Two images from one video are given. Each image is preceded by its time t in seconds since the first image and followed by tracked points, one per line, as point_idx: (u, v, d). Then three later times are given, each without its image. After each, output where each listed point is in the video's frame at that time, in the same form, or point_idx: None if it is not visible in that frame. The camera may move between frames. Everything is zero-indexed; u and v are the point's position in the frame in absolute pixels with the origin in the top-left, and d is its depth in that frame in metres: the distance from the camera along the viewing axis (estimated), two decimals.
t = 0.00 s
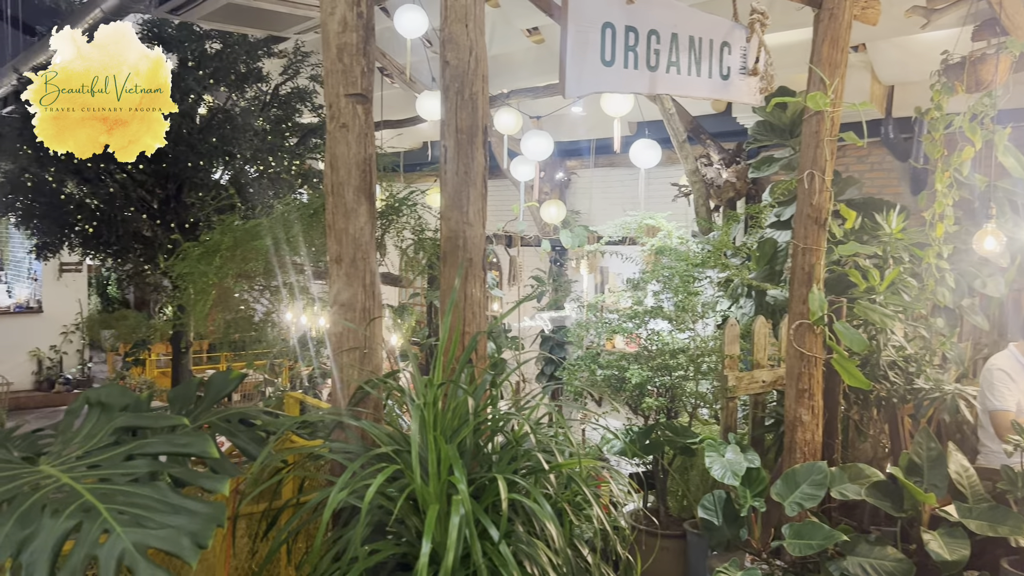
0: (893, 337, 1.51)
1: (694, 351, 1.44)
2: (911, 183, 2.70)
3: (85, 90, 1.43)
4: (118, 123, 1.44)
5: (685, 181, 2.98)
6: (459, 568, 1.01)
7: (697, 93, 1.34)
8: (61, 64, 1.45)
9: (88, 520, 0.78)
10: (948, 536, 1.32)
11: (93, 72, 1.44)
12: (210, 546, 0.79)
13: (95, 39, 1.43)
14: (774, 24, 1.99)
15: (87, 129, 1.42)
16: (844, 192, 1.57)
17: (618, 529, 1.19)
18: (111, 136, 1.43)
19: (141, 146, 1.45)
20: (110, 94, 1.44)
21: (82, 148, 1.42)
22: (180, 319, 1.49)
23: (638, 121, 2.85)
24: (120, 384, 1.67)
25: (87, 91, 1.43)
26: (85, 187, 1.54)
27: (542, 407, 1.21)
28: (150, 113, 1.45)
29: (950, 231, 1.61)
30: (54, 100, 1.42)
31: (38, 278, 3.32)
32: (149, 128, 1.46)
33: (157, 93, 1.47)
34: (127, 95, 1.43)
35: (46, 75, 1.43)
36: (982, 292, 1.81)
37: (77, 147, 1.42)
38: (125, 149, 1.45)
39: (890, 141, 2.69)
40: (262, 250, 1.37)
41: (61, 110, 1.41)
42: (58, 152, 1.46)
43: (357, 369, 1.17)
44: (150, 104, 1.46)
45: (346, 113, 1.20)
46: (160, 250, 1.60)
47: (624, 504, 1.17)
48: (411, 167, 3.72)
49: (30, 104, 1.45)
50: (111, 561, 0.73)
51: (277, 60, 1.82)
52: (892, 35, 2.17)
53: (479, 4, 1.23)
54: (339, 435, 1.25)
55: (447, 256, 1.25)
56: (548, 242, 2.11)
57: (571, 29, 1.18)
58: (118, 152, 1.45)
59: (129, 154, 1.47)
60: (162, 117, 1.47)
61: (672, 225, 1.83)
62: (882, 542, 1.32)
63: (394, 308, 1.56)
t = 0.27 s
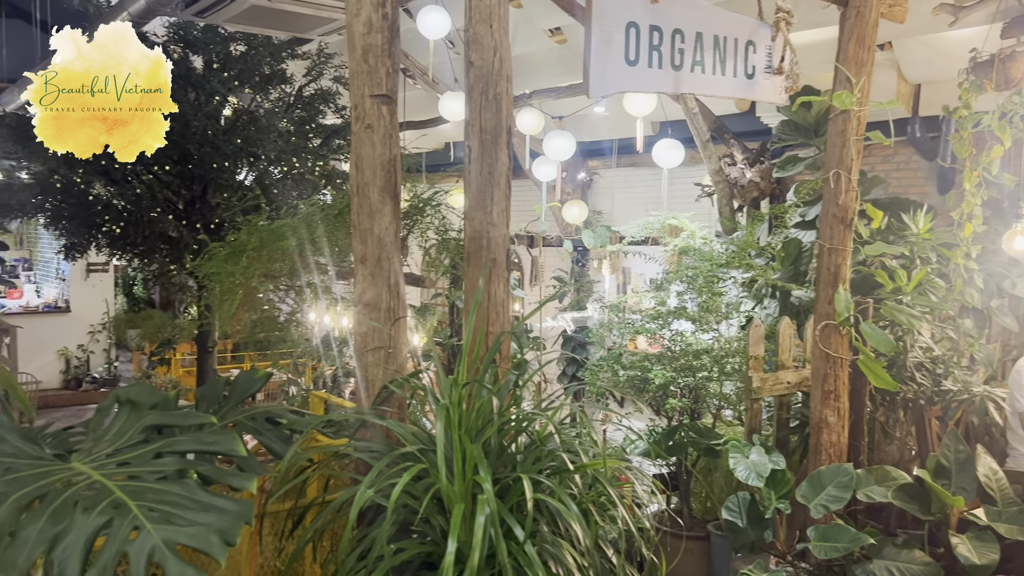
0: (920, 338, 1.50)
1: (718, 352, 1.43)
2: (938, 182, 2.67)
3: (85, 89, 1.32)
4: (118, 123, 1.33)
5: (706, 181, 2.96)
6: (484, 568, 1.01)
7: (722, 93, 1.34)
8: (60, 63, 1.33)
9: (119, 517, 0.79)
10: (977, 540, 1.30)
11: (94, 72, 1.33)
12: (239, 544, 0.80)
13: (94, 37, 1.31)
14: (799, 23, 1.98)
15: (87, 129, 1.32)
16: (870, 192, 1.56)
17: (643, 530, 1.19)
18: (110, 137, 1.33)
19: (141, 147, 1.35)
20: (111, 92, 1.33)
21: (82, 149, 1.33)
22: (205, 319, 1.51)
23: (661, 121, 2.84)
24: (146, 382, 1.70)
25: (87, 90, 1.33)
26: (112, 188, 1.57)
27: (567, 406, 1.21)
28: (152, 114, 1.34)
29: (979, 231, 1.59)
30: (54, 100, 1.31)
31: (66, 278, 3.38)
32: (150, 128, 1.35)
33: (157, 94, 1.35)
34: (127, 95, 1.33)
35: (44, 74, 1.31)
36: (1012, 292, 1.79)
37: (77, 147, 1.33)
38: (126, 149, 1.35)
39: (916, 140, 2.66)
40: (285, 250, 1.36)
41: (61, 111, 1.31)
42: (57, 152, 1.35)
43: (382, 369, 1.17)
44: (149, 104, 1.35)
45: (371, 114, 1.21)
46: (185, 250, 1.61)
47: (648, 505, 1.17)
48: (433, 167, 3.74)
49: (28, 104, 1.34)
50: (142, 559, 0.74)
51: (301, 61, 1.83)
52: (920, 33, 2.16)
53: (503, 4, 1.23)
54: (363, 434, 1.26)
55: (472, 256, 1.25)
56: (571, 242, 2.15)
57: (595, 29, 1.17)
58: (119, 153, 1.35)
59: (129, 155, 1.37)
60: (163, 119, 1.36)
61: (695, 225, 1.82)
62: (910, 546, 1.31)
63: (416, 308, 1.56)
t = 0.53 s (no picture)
0: (947, 339, 1.48)
1: (742, 352, 1.42)
2: (966, 181, 2.65)
3: (85, 91, 1.48)
4: (118, 122, 1.47)
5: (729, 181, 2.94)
6: (508, 568, 1.00)
7: (746, 92, 1.32)
8: (61, 65, 1.49)
9: (148, 514, 0.80)
10: (1005, 544, 1.28)
11: (77, 68, 1.32)
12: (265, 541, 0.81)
13: (94, 40, 1.45)
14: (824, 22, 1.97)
15: (87, 129, 1.47)
16: (896, 192, 1.55)
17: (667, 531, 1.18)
18: (108, 137, 1.46)
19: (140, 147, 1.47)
20: (111, 94, 1.48)
21: (82, 147, 1.48)
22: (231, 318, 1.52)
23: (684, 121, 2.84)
24: (172, 381, 1.71)
25: (87, 91, 1.48)
26: (139, 189, 1.59)
27: (591, 407, 1.20)
28: (144, 113, 1.40)
29: (1007, 231, 1.57)
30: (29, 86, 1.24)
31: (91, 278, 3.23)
32: (150, 128, 1.48)
33: (145, 95, 1.39)
34: (127, 95, 1.46)
35: (46, 76, 1.47)
36: None
37: (77, 145, 1.48)
38: (125, 148, 1.48)
39: (943, 139, 2.64)
40: (308, 251, 1.38)
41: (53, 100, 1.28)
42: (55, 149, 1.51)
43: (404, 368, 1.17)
44: (128, 99, 1.33)
45: (395, 115, 1.21)
46: (210, 251, 1.62)
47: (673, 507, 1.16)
48: (456, 168, 3.76)
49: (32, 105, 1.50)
50: (171, 555, 0.75)
51: (324, 63, 1.84)
52: (947, 30, 2.14)
53: (527, 5, 1.23)
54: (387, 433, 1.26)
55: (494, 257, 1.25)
56: (593, 242, 2.18)
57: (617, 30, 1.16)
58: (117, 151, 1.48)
59: (129, 154, 1.49)
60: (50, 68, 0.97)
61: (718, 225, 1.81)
62: (937, 549, 1.29)
63: (439, 308, 1.57)
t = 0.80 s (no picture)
0: (974, 340, 1.46)
1: (765, 353, 1.40)
2: (992, 181, 2.62)
3: (85, 90, 1.47)
4: (118, 122, 1.46)
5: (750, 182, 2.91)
6: (531, 568, 1.00)
7: (768, 92, 1.30)
8: (61, 65, 1.47)
9: (176, 511, 0.80)
10: None
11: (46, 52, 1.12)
12: (290, 540, 0.81)
13: (94, 40, 1.43)
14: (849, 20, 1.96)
15: (88, 129, 1.47)
16: (921, 191, 1.53)
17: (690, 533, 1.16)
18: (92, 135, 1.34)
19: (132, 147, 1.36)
20: (111, 93, 1.46)
21: (82, 147, 1.48)
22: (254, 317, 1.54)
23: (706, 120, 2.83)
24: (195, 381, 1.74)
25: (87, 91, 1.46)
26: (163, 191, 1.61)
27: (613, 408, 1.20)
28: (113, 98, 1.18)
29: None
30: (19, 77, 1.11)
31: (117, 278, 3.46)
32: (150, 128, 1.46)
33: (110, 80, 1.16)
34: (126, 95, 1.44)
35: (47, 76, 1.47)
36: None
37: (77, 145, 1.48)
38: (125, 148, 1.47)
39: (969, 138, 2.61)
40: (331, 252, 1.37)
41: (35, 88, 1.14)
42: (58, 149, 1.51)
43: (426, 368, 1.17)
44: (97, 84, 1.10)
45: (418, 116, 1.21)
46: (233, 252, 1.64)
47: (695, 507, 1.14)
48: (477, 168, 3.77)
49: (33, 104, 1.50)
50: (198, 552, 0.76)
51: (345, 64, 1.85)
52: (975, 28, 2.11)
53: (549, 6, 1.23)
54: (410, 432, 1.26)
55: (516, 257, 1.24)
56: (614, 242, 2.16)
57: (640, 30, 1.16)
58: (117, 151, 1.47)
59: (129, 153, 1.49)
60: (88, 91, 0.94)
61: (742, 225, 1.80)
62: (963, 552, 1.28)
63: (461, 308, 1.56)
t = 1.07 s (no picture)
0: (1000, 342, 1.45)
1: (788, 354, 1.39)
2: (1018, 180, 2.58)
3: (86, 90, 1.48)
4: (118, 123, 1.48)
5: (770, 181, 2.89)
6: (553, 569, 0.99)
7: (791, 92, 1.27)
8: (61, 65, 1.48)
9: (202, 510, 0.81)
10: None
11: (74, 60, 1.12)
12: (315, 539, 0.81)
13: (93, 41, 1.43)
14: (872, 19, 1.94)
15: (88, 129, 1.48)
16: (946, 191, 1.52)
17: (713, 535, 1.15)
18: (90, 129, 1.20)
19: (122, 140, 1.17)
20: (111, 93, 1.47)
21: (82, 147, 1.49)
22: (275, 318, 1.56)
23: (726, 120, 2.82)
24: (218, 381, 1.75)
25: (87, 91, 1.47)
26: (186, 192, 1.62)
27: (636, 409, 1.19)
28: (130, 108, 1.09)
29: None
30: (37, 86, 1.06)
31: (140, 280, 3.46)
32: (150, 128, 1.49)
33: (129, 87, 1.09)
34: (127, 96, 1.46)
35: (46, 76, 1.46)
36: None
37: (77, 145, 1.49)
38: (125, 148, 1.51)
39: (995, 138, 2.58)
40: (352, 253, 1.38)
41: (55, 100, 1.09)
42: (58, 148, 1.53)
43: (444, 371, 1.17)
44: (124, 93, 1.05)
45: (439, 117, 1.19)
46: (256, 253, 1.65)
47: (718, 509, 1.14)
48: (496, 169, 3.78)
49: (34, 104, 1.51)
50: (224, 551, 0.76)
51: (366, 65, 1.86)
52: (1001, 26, 2.09)
53: (571, 6, 1.22)
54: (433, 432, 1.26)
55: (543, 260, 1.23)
56: (634, 242, 2.16)
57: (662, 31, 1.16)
58: (118, 151, 1.50)
59: (129, 152, 1.52)
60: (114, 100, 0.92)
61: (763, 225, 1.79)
62: (989, 556, 1.26)
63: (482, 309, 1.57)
